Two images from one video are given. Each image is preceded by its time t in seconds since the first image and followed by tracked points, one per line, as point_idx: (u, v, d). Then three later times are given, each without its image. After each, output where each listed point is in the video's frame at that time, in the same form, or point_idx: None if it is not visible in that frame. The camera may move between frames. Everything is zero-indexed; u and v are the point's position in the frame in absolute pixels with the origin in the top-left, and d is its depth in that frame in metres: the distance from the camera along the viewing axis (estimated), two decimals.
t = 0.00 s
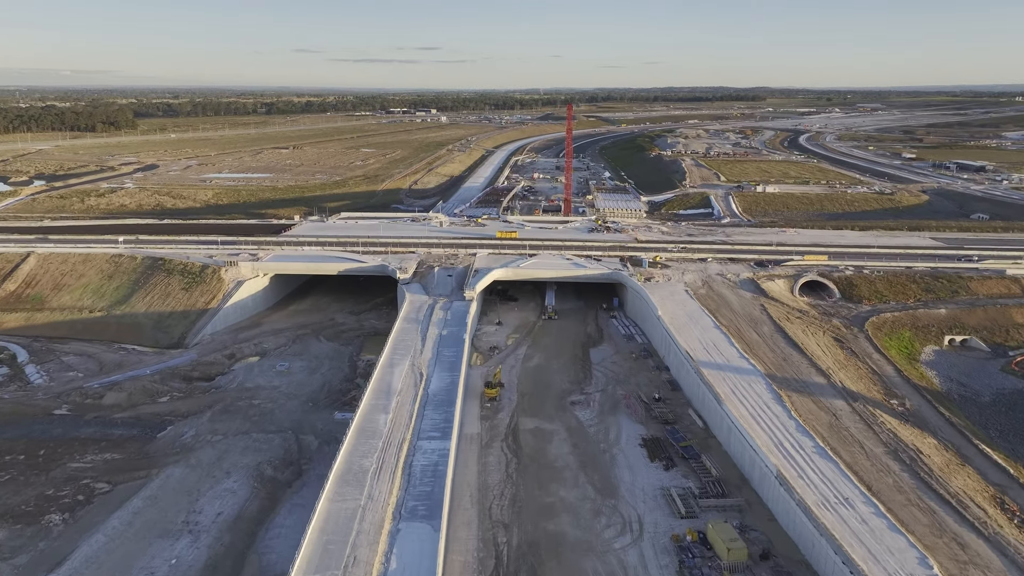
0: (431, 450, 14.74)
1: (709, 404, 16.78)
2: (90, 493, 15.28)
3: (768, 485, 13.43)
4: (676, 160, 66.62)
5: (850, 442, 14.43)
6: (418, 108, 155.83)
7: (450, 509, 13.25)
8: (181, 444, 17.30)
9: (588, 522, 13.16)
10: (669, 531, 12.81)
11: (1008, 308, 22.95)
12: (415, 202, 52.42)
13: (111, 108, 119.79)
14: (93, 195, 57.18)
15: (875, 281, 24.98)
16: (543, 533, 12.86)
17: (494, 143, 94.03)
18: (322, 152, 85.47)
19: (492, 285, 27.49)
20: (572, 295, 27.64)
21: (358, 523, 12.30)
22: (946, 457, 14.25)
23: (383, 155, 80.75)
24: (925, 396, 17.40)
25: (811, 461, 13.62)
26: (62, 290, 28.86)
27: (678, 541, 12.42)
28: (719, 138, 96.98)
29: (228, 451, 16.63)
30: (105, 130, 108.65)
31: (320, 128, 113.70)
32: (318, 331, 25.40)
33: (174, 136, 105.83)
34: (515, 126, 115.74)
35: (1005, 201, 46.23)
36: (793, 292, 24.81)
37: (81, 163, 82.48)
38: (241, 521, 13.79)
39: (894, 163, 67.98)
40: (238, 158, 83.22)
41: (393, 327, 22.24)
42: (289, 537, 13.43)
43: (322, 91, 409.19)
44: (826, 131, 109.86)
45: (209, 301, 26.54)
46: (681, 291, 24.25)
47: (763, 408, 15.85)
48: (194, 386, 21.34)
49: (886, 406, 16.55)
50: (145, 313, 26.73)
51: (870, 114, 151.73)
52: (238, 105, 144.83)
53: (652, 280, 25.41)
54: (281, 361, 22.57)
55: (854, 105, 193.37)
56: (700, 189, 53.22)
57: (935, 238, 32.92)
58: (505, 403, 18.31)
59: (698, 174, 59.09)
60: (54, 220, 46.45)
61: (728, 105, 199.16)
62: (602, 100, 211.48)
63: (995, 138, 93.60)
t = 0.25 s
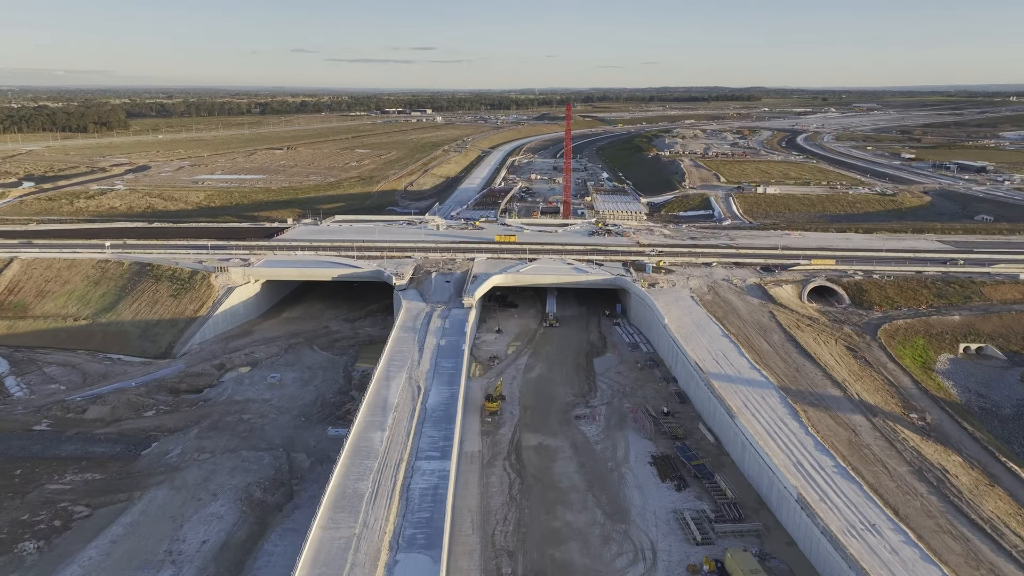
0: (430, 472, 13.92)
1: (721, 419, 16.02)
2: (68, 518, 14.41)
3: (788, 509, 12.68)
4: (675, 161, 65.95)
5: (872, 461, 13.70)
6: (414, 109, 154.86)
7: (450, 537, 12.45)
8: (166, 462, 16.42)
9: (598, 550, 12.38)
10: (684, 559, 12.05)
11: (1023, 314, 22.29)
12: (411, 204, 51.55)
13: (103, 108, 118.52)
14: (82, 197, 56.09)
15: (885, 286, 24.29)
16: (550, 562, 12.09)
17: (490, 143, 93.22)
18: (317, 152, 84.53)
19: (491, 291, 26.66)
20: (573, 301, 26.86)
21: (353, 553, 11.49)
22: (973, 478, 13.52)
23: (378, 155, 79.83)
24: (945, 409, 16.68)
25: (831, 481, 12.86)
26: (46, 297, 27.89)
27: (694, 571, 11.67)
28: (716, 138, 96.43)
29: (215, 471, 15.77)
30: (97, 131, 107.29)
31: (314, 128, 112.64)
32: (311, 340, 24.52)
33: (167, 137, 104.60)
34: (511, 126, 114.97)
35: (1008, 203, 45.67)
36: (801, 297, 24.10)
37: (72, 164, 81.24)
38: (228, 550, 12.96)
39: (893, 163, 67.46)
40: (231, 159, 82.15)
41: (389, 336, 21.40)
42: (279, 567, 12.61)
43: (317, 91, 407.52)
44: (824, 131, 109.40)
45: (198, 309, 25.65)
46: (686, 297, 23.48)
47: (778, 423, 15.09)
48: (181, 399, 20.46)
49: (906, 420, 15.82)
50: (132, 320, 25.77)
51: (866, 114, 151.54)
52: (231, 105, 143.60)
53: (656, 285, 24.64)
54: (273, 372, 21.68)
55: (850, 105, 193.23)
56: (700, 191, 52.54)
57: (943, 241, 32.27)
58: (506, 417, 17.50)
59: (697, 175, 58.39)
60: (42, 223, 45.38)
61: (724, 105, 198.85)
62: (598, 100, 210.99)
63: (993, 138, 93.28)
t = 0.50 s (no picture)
0: (429, 497, 13.06)
1: (734, 436, 15.23)
2: (40, 548, 13.45)
3: (811, 537, 11.91)
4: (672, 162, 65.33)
5: (898, 483, 12.93)
6: (407, 109, 153.81)
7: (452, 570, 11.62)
8: (147, 485, 15.48)
9: None
10: None
11: None
12: (405, 206, 50.62)
13: (93, 107, 116.70)
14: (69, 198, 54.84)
15: (895, 292, 23.58)
16: None
17: (485, 144, 92.40)
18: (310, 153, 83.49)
19: (490, 298, 25.78)
20: (574, 307, 26.02)
21: None
22: (1005, 501, 12.78)
23: (372, 156, 78.87)
24: (968, 424, 15.93)
25: (857, 506, 12.08)
26: (26, 305, 26.80)
27: None
28: (713, 138, 95.94)
29: (200, 495, 14.84)
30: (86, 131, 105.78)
31: (307, 128, 111.48)
32: (303, 350, 23.58)
33: (158, 137, 103.20)
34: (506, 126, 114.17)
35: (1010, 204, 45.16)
36: (810, 304, 23.35)
37: (59, 165, 79.83)
38: None
39: (891, 163, 67.04)
40: (222, 160, 80.97)
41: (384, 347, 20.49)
42: None
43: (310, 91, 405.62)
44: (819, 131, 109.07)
45: (185, 318, 24.66)
46: (692, 304, 22.69)
47: (796, 441, 14.29)
48: (165, 415, 19.50)
49: (929, 437, 15.06)
50: (115, 330, 24.76)
51: (861, 114, 151.53)
52: (223, 105, 142.14)
53: (660, 292, 23.84)
54: (262, 385, 20.75)
55: (844, 104, 193.40)
56: (699, 192, 51.86)
57: (949, 244, 31.63)
58: (508, 434, 16.65)
59: (695, 176, 57.66)
60: (26, 226, 44.16)
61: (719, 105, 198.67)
62: (592, 100, 210.55)
63: (989, 138, 93.13)
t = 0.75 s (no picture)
0: (427, 525, 12.25)
1: (747, 454, 14.47)
2: None
3: (836, 568, 11.17)
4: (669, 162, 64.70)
5: (926, 507, 12.20)
6: (401, 109, 152.81)
7: None
8: (127, 510, 14.58)
9: None
10: None
11: None
12: (399, 208, 49.74)
13: (82, 106, 114.85)
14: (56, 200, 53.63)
15: (905, 297, 22.90)
16: None
17: (480, 144, 91.63)
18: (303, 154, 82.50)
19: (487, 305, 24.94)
20: (574, 314, 25.23)
21: None
22: None
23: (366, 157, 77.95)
24: (990, 440, 15.23)
25: (884, 533, 11.35)
26: (5, 314, 25.76)
27: None
28: (709, 138, 95.48)
29: (184, 522, 13.96)
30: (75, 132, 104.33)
31: (300, 128, 110.36)
32: (294, 360, 22.68)
33: (148, 138, 101.84)
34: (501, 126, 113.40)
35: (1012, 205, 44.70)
36: (818, 311, 22.64)
37: (47, 166, 78.50)
38: None
39: (888, 164, 66.64)
40: (213, 161, 79.82)
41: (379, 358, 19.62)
42: None
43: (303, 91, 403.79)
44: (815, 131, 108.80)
45: (171, 327, 23.72)
46: (698, 311, 21.93)
47: (814, 460, 13.54)
48: (149, 431, 18.57)
49: (952, 455, 14.35)
50: (99, 340, 23.77)
51: (855, 113, 151.55)
52: (215, 105, 140.77)
53: (664, 298, 23.07)
54: (251, 398, 19.86)
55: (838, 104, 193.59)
56: (697, 193, 51.21)
57: (955, 247, 31.04)
58: (509, 452, 15.85)
59: (693, 177, 57.02)
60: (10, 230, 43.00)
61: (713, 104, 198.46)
62: (586, 100, 210.16)
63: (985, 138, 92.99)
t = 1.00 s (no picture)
0: (425, 558, 11.38)
1: (764, 475, 13.66)
2: None
3: None
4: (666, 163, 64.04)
5: (958, 537, 11.44)
6: (395, 109, 151.80)
7: None
8: (103, 539, 13.62)
9: None
10: None
11: None
12: (393, 211, 48.80)
13: (70, 106, 112.89)
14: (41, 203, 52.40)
15: (917, 304, 22.19)
16: None
17: (475, 145, 90.82)
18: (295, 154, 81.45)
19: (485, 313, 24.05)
20: (575, 322, 24.40)
21: None
22: None
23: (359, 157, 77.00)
24: (1017, 459, 14.50)
25: (917, 565, 10.58)
26: None
27: None
28: (704, 138, 95.02)
29: (163, 554, 13.03)
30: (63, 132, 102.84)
31: (292, 129, 109.20)
32: (284, 372, 21.74)
33: (138, 138, 100.44)
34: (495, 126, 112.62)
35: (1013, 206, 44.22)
36: (828, 318, 21.91)
37: (35, 167, 77.09)
38: None
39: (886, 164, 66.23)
40: (204, 162, 78.64)
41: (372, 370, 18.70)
42: None
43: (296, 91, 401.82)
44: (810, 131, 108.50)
45: (155, 337, 22.72)
46: (704, 319, 21.12)
47: (837, 482, 12.73)
48: (130, 449, 17.58)
49: (979, 476, 13.60)
50: (79, 351, 22.74)
51: (849, 113, 151.58)
52: (207, 105, 139.33)
53: (669, 306, 22.26)
54: (238, 414, 18.92)
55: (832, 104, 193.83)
56: (696, 194, 50.54)
57: (961, 250, 30.42)
58: (511, 472, 14.98)
59: (691, 178, 56.35)
60: None
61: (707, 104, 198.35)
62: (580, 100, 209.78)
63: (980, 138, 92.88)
